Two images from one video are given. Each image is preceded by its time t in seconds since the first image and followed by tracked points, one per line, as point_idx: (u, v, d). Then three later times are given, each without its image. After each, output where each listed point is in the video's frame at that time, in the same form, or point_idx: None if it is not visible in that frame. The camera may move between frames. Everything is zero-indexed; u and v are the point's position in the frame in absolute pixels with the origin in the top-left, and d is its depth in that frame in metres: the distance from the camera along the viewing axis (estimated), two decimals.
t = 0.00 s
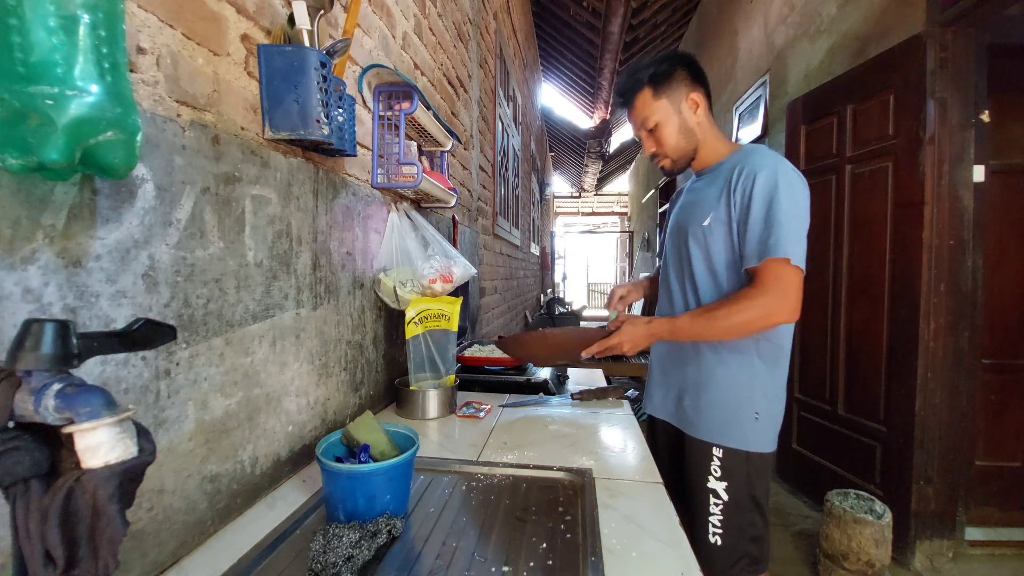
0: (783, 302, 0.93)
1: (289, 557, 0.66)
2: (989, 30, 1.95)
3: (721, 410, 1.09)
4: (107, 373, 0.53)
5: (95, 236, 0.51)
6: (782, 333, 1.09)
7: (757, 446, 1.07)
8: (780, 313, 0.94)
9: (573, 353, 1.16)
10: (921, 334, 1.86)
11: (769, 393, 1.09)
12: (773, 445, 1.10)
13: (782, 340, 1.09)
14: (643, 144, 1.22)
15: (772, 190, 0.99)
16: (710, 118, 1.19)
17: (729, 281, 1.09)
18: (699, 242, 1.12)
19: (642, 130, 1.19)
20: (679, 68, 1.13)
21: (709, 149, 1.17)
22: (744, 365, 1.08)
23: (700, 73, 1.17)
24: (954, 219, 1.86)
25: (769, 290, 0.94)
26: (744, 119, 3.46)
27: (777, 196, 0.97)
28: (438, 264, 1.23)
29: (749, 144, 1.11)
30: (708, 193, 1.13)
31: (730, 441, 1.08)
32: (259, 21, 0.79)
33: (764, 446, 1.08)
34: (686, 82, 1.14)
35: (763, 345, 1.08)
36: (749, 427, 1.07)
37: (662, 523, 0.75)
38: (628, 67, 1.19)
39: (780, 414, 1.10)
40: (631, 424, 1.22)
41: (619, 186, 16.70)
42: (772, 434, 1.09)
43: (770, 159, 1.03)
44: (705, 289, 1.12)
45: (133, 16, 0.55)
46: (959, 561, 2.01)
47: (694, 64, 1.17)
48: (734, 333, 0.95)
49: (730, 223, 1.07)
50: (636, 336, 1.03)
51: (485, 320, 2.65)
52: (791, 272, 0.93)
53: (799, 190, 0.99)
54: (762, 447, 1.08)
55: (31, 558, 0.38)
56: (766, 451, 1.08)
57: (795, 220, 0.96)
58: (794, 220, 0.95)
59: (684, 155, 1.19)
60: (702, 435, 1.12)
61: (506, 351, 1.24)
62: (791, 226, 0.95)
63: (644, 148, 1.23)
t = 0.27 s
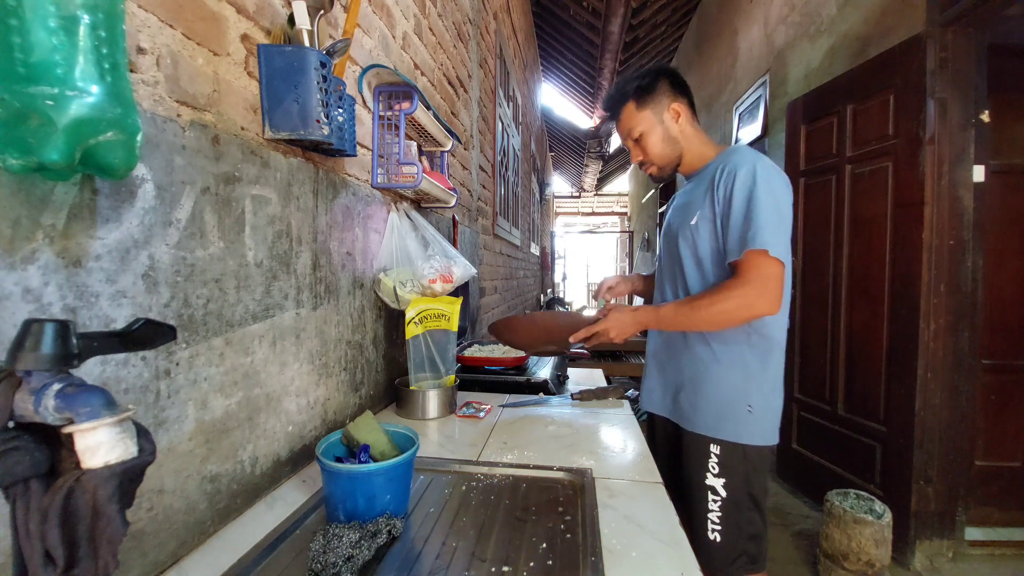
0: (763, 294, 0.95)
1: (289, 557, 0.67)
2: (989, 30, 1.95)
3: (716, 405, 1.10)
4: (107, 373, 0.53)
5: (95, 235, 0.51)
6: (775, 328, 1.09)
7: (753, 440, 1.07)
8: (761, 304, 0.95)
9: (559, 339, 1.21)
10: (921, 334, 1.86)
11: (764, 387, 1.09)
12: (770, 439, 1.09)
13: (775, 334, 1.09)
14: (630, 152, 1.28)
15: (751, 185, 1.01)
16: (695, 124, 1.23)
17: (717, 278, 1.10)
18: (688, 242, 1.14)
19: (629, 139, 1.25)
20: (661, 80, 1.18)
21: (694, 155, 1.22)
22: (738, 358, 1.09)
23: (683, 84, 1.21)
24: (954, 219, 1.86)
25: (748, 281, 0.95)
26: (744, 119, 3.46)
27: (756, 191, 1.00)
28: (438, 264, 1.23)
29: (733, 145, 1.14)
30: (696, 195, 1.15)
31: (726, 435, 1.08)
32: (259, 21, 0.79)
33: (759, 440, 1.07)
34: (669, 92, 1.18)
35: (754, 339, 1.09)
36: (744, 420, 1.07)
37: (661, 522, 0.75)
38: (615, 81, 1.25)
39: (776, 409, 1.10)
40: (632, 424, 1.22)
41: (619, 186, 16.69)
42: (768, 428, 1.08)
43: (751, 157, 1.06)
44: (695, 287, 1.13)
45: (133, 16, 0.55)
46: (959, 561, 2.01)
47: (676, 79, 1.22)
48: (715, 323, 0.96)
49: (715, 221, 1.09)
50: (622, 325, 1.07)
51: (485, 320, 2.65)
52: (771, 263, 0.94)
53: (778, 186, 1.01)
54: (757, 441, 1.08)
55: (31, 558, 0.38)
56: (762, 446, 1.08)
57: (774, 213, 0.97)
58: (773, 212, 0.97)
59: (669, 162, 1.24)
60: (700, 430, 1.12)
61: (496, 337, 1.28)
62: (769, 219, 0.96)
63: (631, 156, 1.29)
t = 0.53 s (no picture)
0: (740, 287, 1.02)
1: (289, 557, 0.67)
2: (989, 30, 1.95)
3: (709, 397, 1.15)
4: (107, 373, 0.53)
5: (95, 236, 0.51)
6: (760, 321, 1.16)
7: (745, 429, 1.13)
8: (738, 296, 1.02)
9: (547, 327, 1.22)
10: (921, 334, 1.86)
11: (753, 378, 1.15)
12: (761, 428, 1.15)
13: (760, 327, 1.16)
14: (620, 159, 1.34)
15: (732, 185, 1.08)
16: (682, 134, 1.28)
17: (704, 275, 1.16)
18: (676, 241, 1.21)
19: (619, 147, 1.31)
20: (648, 92, 1.24)
21: (679, 163, 1.27)
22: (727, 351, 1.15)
23: (668, 95, 1.27)
24: (954, 219, 1.86)
25: (727, 274, 1.02)
26: (744, 119, 3.46)
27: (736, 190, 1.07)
28: (438, 264, 1.23)
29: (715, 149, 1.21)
30: (682, 197, 1.22)
31: (720, 426, 1.13)
32: (258, 21, 0.79)
33: (750, 429, 1.13)
34: (655, 103, 1.24)
35: (742, 333, 1.15)
36: (734, 409, 1.12)
37: (662, 522, 0.75)
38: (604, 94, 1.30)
39: (765, 400, 1.15)
40: (632, 424, 1.22)
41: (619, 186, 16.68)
42: (758, 418, 1.14)
43: (731, 159, 1.13)
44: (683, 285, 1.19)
45: (133, 16, 0.55)
46: (959, 561, 2.01)
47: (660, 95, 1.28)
48: (695, 313, 1.04)
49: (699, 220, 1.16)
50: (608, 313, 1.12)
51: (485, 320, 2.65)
52: (747, 257, 1.01)
53: (758, 185, 1.08)
54: (748, 430, 1.13)
55: (31, 558, 0.38)
56: (752, 434, 1.13)
57: (752, 210, 1.04)
58: (753, 209, 1.04)
59: (656, 169, 1.29)
60: (694, 423, 1.17)
61: (491, 328, 1.32)
62: (750, 216, 1.03)
63: (621, 163, 1.34)
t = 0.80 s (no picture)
0: (717, 277, 1.13)
1: (289, 557, 0.67)
2: (989, 30, 1.95)
3: (706, 386, 1.26)
4: (107, 373, 0.53)
5: (95, 236, 0.51)
6: (747, 315, 1.28)
7: (743, 414, 1.23)
8: (716, 286, 1.13)
9: (538, 322, 1.23)
10: (921, 334, 1.86)
11: (745, 365, 1.26)
12: (757, 414, 1.25)
13: (748, 320, 1.28)
14: (608, 166, 1.49)
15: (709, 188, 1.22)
16: (663, 142, 1.43)
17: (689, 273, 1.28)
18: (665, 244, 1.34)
19: (607, 156, 1.46)
20: (632, 106, 1.39)
21: (661, 169, 1.43)
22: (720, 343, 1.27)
23: (651, 109, 1.43)
24: (954, 219, 1.86)
25: (705, 266, 1.14)
26: (744, 119, 3.46)
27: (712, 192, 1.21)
28: (439, 264, 1.23)
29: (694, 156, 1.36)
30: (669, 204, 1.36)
31: (719, 412, 1.23)
32: (258, 22, 0.79)
33: (746, 412, 1.23)
34: (638, 115, 1.39)
35: (733, 326, 1.27)
36: (731, 394, 1.23)
37: (661, 522, 0.75)
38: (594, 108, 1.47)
39: (759, 386, 1.26)
40: (632, 424, 1.22)
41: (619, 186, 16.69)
42: (754, 403, 1.25)
43: (708, 165, 1.27)
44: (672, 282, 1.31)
45: (133, 16, 0.55)
46: (960, 561, 2.01)
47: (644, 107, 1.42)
48: (678, 303, 1.14)
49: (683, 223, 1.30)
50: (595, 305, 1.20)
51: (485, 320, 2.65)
52: (722, 249, 1.13)
53: (733, 189, 1.21)
54: (745, 413, 1.23)
55: (31, 558, 0.38)
56: (749, 417, 1.24)
57: (727, 207, 1.17)
58: (728, 208, 1.17)
59: (640, 175, 1.44)
60: (695, 412, 1.26)
61: (484, 328, 1.32)
62: (726, 215, 1.16)
63: (609, 170, 1.50)
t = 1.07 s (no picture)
0: (703, 272, 1.15)
1: (289, 557, 0.66)
2: (989, 30, 1.95)
3: (706, 378, 1.27)
4: (107, 373, 0.53)
5: (95, 235, 0.51)
6: (741, 306, 1.30)
7: (743, 403, 1.25)
8: (703, 280, 1.15)
9: (531, 317, 1.26)
10: (921, 334, 1.86)
11: (742, 356, 1.28)
12: (756, 403, 1.27)
13: (742, 311, 1.31)
14: (599, 171, 1.54)
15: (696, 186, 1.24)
16: (652, 148, 1.47)
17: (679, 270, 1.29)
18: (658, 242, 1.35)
19: (598, 161, 1.50)
20: (621, 113, 1.43)
21: (650, 173, 1.47)
22: (719, 334, 1.28)
23: (640, 115, 1.46)
24: (954, 219, 1.86)
25: (691, 262, 1.15)
26: (744, 119, 3.46)
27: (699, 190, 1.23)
28: (438, 264, 1.23)
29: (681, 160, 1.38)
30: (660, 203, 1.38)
31: (720, 402, 1.25)
32: (258, 21, 0.79)
33: (747, 402, 1.25)
34: (628, 121, 1.43)
35: (729, 317, 1.29)
36: (731, 384, 1.25)
37: (661, 522, 0.75)
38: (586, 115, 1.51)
39: (756, 376, 1.28)
40: (634, 425, 1.22)
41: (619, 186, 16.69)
42: (753, 392, 1.26)
43: (696, 166, 1.30)
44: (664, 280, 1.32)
45: (133, 16, 0.55)
46: (960, 561, 2.01)
47: (636, 114, 1.46)
48: (665, 297, 1.15)
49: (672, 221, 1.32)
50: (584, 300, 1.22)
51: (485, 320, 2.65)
52: (707, 245, 1.15)
53: (720, 187, 1.23)
54: (745, 402, 1.25)
55: (31, 558, 0.38)
56: (749, 407, 1.25)
57: (714, 204, 1.19)
58: (716, 205, 1.19)
59: (630, 180, 1.49)
60: (696, 405, 1.27)
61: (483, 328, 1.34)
62: (713, 211, 1.18)
63: (600, 174, 1.54)
